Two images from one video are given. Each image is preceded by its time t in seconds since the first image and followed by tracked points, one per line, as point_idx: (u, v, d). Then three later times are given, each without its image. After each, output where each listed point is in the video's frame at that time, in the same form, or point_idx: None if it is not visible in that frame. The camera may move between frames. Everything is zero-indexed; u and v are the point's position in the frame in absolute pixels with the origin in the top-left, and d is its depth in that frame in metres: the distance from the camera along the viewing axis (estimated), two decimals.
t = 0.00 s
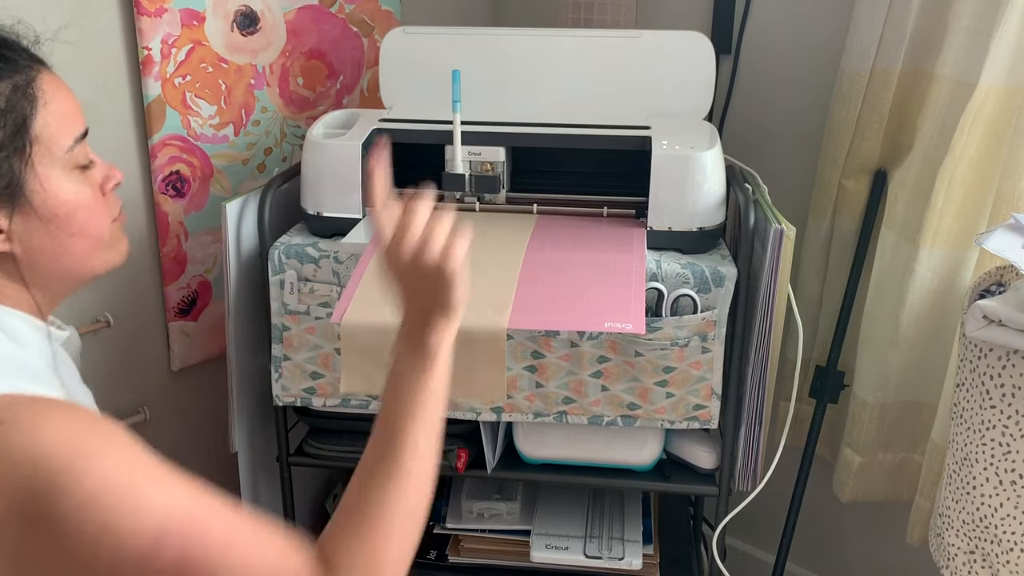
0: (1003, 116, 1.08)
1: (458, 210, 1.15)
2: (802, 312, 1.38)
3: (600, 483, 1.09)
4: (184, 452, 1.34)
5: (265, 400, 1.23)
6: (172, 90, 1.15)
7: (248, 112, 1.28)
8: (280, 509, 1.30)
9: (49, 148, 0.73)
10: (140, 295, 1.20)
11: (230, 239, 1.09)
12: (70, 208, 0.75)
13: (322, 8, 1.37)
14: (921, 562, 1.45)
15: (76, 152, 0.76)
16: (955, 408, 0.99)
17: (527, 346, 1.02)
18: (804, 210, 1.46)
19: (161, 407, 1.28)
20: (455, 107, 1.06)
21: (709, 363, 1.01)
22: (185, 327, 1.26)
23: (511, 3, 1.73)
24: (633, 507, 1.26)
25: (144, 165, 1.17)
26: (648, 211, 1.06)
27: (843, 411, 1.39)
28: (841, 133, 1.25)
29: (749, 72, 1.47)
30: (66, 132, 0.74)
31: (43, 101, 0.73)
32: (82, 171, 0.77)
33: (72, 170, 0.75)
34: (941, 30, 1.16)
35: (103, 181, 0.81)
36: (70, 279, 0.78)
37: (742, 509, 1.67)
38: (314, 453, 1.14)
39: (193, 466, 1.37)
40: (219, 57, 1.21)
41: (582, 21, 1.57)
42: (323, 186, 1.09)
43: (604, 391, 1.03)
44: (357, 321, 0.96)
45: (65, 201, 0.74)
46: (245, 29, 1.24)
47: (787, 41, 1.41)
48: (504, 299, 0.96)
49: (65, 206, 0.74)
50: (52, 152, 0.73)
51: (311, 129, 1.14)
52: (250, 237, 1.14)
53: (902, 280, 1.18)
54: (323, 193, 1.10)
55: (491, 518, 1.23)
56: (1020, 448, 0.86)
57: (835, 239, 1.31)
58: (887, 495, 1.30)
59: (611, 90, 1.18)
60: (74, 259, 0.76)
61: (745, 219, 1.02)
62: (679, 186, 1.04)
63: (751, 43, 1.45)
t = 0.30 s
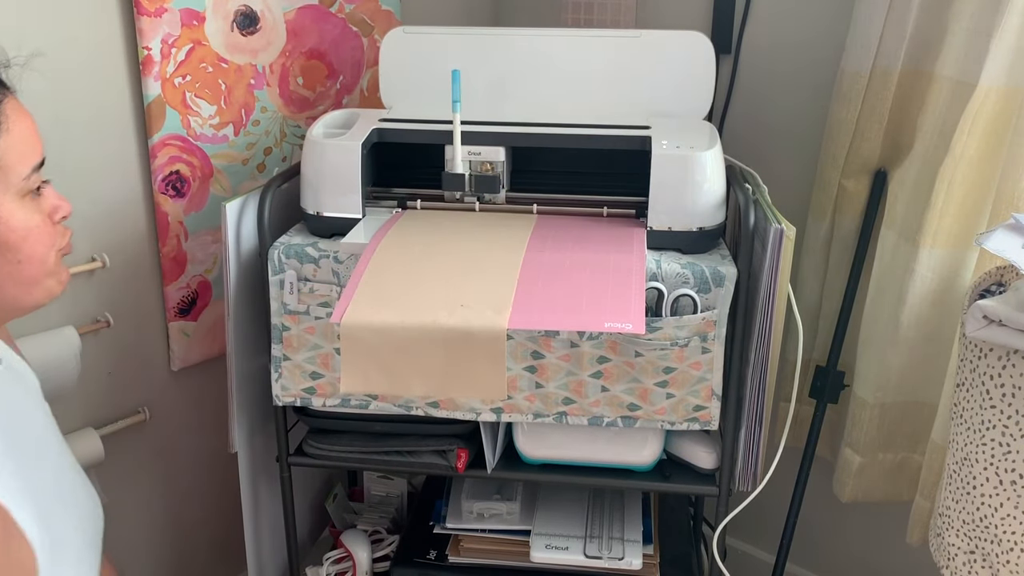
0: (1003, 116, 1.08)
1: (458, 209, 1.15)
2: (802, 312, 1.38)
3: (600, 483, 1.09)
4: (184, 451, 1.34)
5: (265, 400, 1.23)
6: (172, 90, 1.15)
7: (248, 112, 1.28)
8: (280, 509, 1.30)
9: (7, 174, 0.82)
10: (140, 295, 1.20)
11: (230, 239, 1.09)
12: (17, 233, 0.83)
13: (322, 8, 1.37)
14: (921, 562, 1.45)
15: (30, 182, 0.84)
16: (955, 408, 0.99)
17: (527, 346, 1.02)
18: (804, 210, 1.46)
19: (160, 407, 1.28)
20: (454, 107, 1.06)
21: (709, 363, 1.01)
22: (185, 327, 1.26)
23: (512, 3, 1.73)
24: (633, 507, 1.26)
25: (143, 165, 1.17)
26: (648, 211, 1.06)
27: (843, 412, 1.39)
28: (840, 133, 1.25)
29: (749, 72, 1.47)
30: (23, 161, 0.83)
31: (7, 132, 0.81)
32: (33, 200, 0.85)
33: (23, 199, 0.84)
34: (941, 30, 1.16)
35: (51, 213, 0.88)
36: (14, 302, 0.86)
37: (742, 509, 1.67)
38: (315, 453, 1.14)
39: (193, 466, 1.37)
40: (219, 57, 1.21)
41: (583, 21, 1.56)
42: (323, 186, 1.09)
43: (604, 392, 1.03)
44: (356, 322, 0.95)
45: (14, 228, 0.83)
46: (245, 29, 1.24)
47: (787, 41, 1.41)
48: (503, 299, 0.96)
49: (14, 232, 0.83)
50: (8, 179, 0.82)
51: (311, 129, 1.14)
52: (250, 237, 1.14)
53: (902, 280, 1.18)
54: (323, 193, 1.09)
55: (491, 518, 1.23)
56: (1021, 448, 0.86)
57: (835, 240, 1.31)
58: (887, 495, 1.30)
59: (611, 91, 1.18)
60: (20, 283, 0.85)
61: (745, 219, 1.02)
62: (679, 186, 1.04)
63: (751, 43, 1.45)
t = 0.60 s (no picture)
0: (1003, 115, 1.08)
1: (458, 209, 1.15)
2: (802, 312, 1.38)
3: (600, 483, 1.09)
4: (184, 451, 1.34)
5: (265, 400, 1.24)
6: (172, 90, 1.15)
7: (248, 112, 1.28)
8: (280, 509, 1.30)
9: None
10: (140, 295, 1.21)
11: (230, 239, 1.09)
12: None
13: (323, 8, 1.37)
14: (921, 562, 1.45)
15: None
16: (955, 408, 0.99)
17: (527, 346, 1.02)
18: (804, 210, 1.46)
19: (160, 407, 1.28)
20: (454, 107, 1.06)
21: (709, 363, 1.01)
22: (185, 327, 1.26)
23: (511, 3, 1.73)
24: (633, 506, 1.26)
25: (144, 165, 1.17)
26: (648, 211, 1.06)
27: (843, 411, 1.39)
28: (840, 133, 1.25)
29: (749, 72, 1.47)
30: None
31: None
32: None
33: None
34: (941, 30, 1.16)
35: (10, 239, 0.91)
36: None
37: (742, 509, 1.67)
38: (315, 453, 1.14)
39: (193, 466, 1.37)
40: (219, 57, 1.21)
41: (583, 21, 1.57)
42: (323, 186, 1.09)
43: (604, 392, 1.03)
44: (356, 322, 0.95)
45: None
46: (245, 29, 1.24)
47: (786, 41, 1.41)
48: (503, 299, 0.96)
49: None
50: None
51: (311, 129, 1.14)
52: (250, 237, 1.14)
53: (902, 280, 1.18)
54: (323, 193, 1.09)
55: (491, 518, 1.23)
56: (1021, 448, 0.86)
57: (835, 239, 1.31)
58: (886, 495, 1.30)
59: (611, 90, 1.18)
60: None
61: (745, 219, 1.02)
62: (679, 186, 1.04)
63: (751, 43, 1.45)
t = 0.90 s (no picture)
0: (1003, 115, 1.08)
1: (458, 210, 1.15)
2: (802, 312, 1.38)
3: (600, 483, 1.09)
4: (184, 451, 1.34)
5: (265, 400, 1.24)
6: (172, 90, 1.15)
7: (248, 112, 1.28)
8: (280, 508, 1.30)
9: None
10: (140, 295, 1.21)
11: (230, 239, 1.09)
12: None
13: (323, 8, 1.37)
14: (921, 561, 1.44)
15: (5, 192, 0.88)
16: (954, 408, 0.99)
17: (527, 346, 1.02)
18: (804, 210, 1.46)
19: (160, 407, 1.29)
20: (454, 107, 1.06)
21: (709, 363, 1.01)
22: (185, 327, 1.26)
23: (511, 3, 1.73)
24: (633, 506, 1.26)
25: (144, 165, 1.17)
26: (648, 211, 1.06)
27: (843, 411, 1.39)
28: (840, 133, 1.25)
29: (749, 72, 1.47)
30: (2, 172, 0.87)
31: None
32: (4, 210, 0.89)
33: None
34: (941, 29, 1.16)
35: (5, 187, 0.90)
36: None
37: (743, 509, 1.67)
38: (315, 453, 1.14)
39: (193, 466, 1.37)
40: (219, 57, 1.21)
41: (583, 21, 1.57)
42: (323, 186, 1.09)
43: (604, 392, 1.03)
44: (356, 322, 0.95)
45: None
46: (245, 29, 1.24)
47: (786, 41, 1.41)
48: (503, 299, 0.96)
49: None
50: None
51: (311, 129, 1.14)
52: (250, 237, 1.14)
53: (902, 280, 1.18)
54: (322, 193, 1.09)
55: (492, 518, 1.23)
56: (1021, 449, 0.86)
57: (835, 239, 1.31)
58: (886, 495, 1.30)
59: (610, 90, 1.18)
60: None
61: (745, 219, 1.02)
62: (679, 186, 1.04)
63: (751, 43, 1.45)
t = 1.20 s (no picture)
0: (1003, 115, 1.08)
1: (458, 210, 1.15)
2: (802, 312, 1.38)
3: (600, 483, 1.09)
4: (184, 451, 1.34)
5: (265, 400, 1.24)
6: (172, 90, 1.15)
7: (248, 112, 1.28)
8: (280, 508, 1.30)
9: None
10: (140, 295, 1.21)
11: (230, 239, 1.09)
12: None
13: (323, 8, 1.37)
14: (921, 561, 1.44)
15: None
16: (954, 409, 0.99)
17: (527, 346, 1.02)
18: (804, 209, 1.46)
19: (161, 407, 1.29)
20: (454, 107, 1.06)
21: (709, 363, 1.01)
22: (185, 327, 1.26)
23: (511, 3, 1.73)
24: (633, 506, 1.26)
25: (144, 165, 1.17)
26: (648, 211, 1.06)
27: (843, 411, 1.39)
28: (840, 133, 1.24)
29: (749, 72, 1.47)
30: None
31: None
32: None
33: None
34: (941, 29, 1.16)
35: None
36: None
37: (743, 509, 1.67)
38: (314, 453, 1.14)
39: (194, 465, 1.37)
40: (219, 57, 1.21)
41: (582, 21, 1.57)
42: (323, 186, 1.09)
43: (604, 392, 1.03)
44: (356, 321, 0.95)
45: None
46: (245, 29, 1.24)
47: (787, 40, 1.41)
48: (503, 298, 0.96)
49: None
50: None
51: (311, 129, 1.14)
52: (250, 237, 1.14)
53: (902, 280, 1.18)
54: (322, 193, 1.09)
55: (491, 518, 1.23)
56: (1021, 448, 0.86)
57: (835, 239, 1.31)
58: (886, 495, 1.30)
59: (610, 90, 1.18)
60: None
61: (745, 219, 1.02)
62: (679, 186, 1.04)
63: (751, 43, 1.45)
